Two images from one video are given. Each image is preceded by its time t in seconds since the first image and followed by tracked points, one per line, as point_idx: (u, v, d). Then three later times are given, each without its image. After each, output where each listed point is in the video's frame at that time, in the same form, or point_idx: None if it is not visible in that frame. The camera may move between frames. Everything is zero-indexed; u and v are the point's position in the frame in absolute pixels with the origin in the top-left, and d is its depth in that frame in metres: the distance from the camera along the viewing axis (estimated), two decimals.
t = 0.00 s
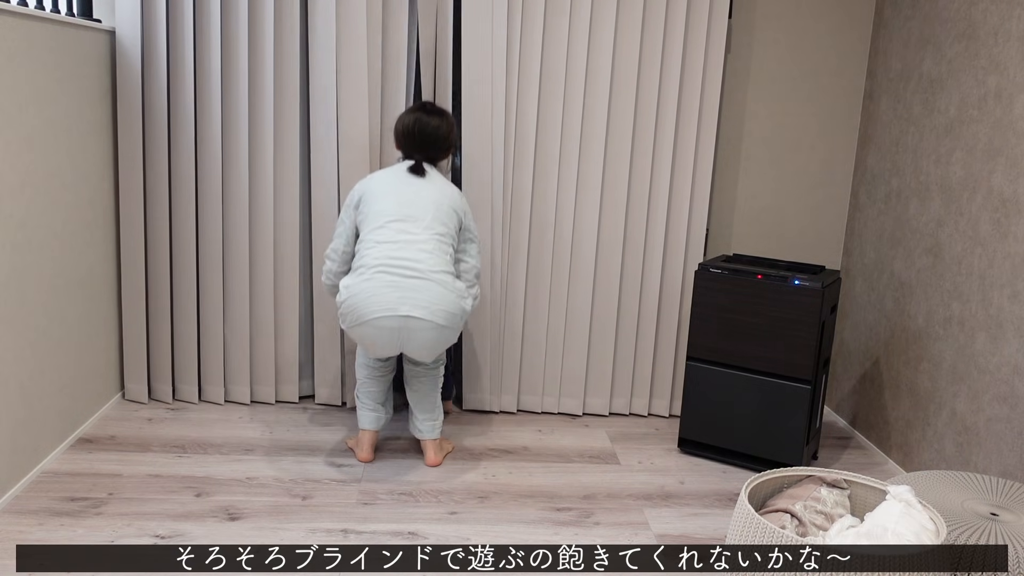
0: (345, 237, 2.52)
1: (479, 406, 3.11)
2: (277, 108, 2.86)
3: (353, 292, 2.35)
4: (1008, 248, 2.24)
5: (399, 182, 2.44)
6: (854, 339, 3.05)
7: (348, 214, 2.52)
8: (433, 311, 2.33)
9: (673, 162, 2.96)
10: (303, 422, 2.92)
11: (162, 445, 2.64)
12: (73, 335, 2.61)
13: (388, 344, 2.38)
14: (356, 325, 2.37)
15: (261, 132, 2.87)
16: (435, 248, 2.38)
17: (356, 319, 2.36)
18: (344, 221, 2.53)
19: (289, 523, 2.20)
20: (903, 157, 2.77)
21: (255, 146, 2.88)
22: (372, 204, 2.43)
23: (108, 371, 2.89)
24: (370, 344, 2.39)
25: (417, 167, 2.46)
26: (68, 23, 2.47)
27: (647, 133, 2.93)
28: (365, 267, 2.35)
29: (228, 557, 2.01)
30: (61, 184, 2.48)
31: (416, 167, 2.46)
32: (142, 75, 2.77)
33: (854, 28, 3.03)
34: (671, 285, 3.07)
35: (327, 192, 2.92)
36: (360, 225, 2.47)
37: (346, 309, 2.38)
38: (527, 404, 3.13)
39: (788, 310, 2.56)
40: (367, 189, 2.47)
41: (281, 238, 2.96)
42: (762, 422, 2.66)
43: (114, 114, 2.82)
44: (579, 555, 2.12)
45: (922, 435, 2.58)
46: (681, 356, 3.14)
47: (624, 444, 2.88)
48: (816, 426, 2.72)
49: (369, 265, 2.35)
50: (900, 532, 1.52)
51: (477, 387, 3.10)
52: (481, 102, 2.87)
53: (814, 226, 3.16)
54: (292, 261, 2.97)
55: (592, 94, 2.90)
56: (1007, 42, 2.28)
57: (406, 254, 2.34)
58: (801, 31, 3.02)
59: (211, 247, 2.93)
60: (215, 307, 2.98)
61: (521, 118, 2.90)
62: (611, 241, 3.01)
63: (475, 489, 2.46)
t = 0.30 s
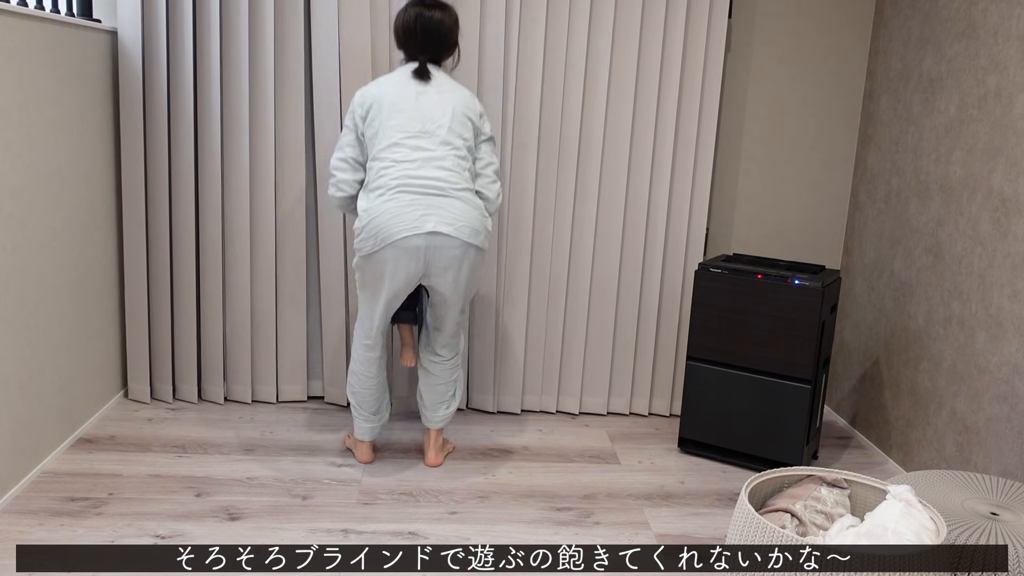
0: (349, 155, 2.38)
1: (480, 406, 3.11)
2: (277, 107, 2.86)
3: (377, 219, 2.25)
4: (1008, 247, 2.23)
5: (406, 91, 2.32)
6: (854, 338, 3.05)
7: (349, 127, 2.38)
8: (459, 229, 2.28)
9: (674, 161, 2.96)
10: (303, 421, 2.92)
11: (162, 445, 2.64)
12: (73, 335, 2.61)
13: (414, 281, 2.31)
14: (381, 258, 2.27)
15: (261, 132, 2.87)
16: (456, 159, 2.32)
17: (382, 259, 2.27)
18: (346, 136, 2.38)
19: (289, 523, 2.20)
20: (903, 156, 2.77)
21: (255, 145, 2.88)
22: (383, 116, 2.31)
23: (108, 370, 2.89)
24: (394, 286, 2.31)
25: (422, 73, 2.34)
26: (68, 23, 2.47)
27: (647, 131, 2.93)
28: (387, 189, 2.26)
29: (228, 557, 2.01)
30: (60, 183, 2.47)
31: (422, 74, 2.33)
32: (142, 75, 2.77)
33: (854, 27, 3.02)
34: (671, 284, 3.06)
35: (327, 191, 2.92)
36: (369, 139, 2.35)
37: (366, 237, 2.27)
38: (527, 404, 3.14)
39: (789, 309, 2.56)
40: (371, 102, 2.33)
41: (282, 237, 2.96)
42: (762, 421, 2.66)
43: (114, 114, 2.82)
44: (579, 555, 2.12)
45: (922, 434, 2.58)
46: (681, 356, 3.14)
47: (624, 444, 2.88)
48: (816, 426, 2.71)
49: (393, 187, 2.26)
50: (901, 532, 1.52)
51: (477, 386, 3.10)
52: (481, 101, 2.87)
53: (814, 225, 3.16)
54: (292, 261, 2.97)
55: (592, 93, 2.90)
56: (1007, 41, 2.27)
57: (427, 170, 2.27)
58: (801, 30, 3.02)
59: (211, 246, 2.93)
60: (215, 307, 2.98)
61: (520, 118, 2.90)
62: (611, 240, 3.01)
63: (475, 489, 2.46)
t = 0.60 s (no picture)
0: (351, 114, 2.14)
1: (480, 405, 3.11)
2: (277, 107, 2.86)
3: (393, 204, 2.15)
4: (1009, 247, 2.23)
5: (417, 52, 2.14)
6: (854, 338, 3.05)
7: (349, 84, 2.15)
8: (476, 206, 2.25)
9: (674, 160, 2.96)
10: (303, 421, 2.92)
11: (162, 445, 2.64)
12: (73, 335, 2.61)
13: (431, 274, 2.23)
14: (397, 248, 2.16)
15: (261, 132, 2.87)
16: (469, 133, 2.23)
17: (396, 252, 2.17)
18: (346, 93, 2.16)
19: (289, 523, 2.20)
20: (903, 155, 2.77)
21: (255, 145, 2.88)
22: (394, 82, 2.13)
23: (109, 370, 2.88)
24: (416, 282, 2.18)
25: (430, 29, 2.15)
26: (67, 23, 2.47)
27: (647, 131, 2.93)
28: (402, 172, 2.15)
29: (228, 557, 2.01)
30: (60, 183, 2.47)
31: (429, 29, 2.15)
32: (142, 75, 2.77)
33: (854, 27, 3.02)
34: (671, 283, 3.07)
35: (327, 191, 2.92)
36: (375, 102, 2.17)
37: (378, 221, 2.18)
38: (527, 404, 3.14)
39: (789, 309, 2.56)
40: (377, 62, 2.13)
41: (282, 237, 2.96)
42: (761, 422, 2.66)
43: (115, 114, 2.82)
44: (580, 554, 2.12)
45: (922, 434, 2.58)
46: (681, 355, 3.14)
47: (624, 444, 2.88)
48: (816, 426, 2.71)
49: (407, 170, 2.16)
50: (901, 532, 1.52)
51: (477, 386, 3.10)
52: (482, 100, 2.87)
53: (814, 225, 3.16)
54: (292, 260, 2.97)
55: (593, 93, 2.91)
56: (1007, 41, 2.27)
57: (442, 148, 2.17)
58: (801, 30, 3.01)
59: (211, 246, 2.93)
60: (214, 306, 2.98)
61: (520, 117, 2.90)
62: (611, 239, 3.01)
63: (475, 489, 2.46)
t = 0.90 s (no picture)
0: (360, 111, 1.88)
1: (480, 405, 3.11)
2: (277, 107, 2.86)
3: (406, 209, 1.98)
4: (1009, 246, 2.23)
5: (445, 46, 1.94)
6: (854, 337, 3.05)
7: (371, 75, 1.86)
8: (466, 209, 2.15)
9: (674, 160, 2.96)
10: (303, 421, 2.92)
11: (163, 445, 2.64)
12: (73, 335, 2.60)
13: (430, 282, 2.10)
14: (404, 253, 2.00)
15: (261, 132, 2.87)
16: (468, 133, 2.10)
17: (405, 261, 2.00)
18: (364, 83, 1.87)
19: (289, 523, 2.20)
20: (903, 155, 2.77)
21: (256, 145, 2.88)
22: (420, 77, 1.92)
23: (109, 371, 2.89)
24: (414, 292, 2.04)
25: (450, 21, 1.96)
26: (67, 23, 2.47)
27: (648, 130, 2.93)
28: (413, 175, 1.98)
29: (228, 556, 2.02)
30: (60, 183, 2.47)
31: (449, 24, 1.96)
32: (142, 75, 2.78)
33: (854, 26, 3.02)
34: (671, 283, 3.07)
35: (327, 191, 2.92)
36: (390, 96, 1.93)
37: (385, 225, 1.97)
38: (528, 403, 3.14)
39: (789, 309, 2.56)
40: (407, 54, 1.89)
41: (282, 236, 2.96)
42: (761, 421, 2.66)
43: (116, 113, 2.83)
44: (579, 554, 2.12)
45: (923, 434, 2.57)
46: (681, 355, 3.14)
47: (624, 444, 2.88)
48: (816, 425, 2.71)
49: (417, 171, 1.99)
50: (900, 531, 1.52)
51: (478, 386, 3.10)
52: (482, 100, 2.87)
53: (814, 225, 3.16)
54: (292, 261, 2.97)
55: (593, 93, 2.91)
56: (1007, 41, 2.27)
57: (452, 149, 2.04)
58: (801, 30, 3.01)
59: (212, 246, 2.93)
60: (214, 306, 2.98)
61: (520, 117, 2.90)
62: (611, 239, 3.01)
63: (475, 488, 2.45)
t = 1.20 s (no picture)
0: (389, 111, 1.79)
1: (481, 405, 3.11)
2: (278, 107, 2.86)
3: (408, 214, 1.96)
4: (1009, 246, 2.23)
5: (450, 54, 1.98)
6: (854, 337, 3.05)
7: (409, 76, 1.80)
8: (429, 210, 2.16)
9: (674, 160, 2.96)
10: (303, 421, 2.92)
11: (163, 446, 2.64)
12: (73, 335, 2.60)
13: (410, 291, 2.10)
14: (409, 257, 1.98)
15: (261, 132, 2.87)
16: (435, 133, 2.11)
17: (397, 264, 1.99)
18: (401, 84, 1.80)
19: (289, 523, 2.20)
20: (903, 155, 2.77)
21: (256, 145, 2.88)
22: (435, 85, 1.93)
23: (109, 371, 2.88)
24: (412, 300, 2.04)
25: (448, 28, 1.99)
26: (68, 23, 2.47)
27: (648, 130, 2.93)
28: (413, 177, 1.95)
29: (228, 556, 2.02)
30: (60, 182, 2.47)
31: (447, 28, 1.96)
32: (142, 75, 2.78)
33: (854, 26, 3.02)
34: (671, 283, 3.07)
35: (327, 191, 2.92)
36: (410, 98, 1.87)
37: (396, 228, 1.91)
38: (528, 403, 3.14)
39: (789, 309, 2.56)
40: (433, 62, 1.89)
41: (282, 236, 2.96)
42: (761, 421, 2.66)
43: (116, 114, 2.83)
44: (580, 553, 2.12)
45: (923, 433, 2.57)
46: (681, 355, 3.15)
47: (625, 443, 2.88)
48: (816, 425, 2.71)
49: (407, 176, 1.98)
50: (900, 531, 1.52)
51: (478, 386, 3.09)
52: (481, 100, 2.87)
53: (814, 225, 3.16)
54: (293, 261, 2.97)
55: (593, 93, 2.91)
56: (1007, 40, 2.27)
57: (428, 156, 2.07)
58: (801, 30, 3.01)
59: (212, 246, 2.93)
60: (215, 306, 2.98)
61: (520, 117, 2.90)
62: (611, 238, 3.01)
63: (475, 488, 2.45)
